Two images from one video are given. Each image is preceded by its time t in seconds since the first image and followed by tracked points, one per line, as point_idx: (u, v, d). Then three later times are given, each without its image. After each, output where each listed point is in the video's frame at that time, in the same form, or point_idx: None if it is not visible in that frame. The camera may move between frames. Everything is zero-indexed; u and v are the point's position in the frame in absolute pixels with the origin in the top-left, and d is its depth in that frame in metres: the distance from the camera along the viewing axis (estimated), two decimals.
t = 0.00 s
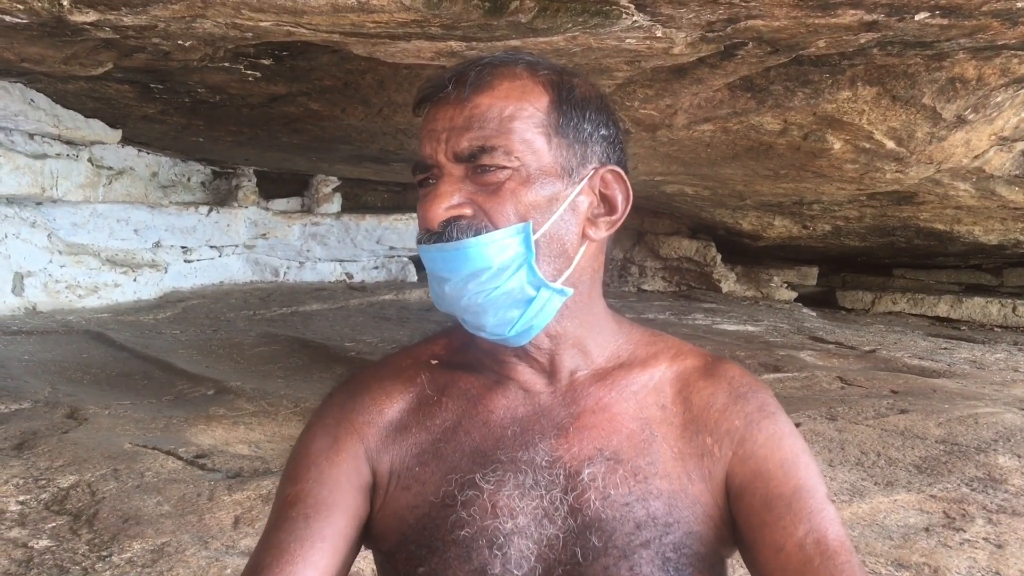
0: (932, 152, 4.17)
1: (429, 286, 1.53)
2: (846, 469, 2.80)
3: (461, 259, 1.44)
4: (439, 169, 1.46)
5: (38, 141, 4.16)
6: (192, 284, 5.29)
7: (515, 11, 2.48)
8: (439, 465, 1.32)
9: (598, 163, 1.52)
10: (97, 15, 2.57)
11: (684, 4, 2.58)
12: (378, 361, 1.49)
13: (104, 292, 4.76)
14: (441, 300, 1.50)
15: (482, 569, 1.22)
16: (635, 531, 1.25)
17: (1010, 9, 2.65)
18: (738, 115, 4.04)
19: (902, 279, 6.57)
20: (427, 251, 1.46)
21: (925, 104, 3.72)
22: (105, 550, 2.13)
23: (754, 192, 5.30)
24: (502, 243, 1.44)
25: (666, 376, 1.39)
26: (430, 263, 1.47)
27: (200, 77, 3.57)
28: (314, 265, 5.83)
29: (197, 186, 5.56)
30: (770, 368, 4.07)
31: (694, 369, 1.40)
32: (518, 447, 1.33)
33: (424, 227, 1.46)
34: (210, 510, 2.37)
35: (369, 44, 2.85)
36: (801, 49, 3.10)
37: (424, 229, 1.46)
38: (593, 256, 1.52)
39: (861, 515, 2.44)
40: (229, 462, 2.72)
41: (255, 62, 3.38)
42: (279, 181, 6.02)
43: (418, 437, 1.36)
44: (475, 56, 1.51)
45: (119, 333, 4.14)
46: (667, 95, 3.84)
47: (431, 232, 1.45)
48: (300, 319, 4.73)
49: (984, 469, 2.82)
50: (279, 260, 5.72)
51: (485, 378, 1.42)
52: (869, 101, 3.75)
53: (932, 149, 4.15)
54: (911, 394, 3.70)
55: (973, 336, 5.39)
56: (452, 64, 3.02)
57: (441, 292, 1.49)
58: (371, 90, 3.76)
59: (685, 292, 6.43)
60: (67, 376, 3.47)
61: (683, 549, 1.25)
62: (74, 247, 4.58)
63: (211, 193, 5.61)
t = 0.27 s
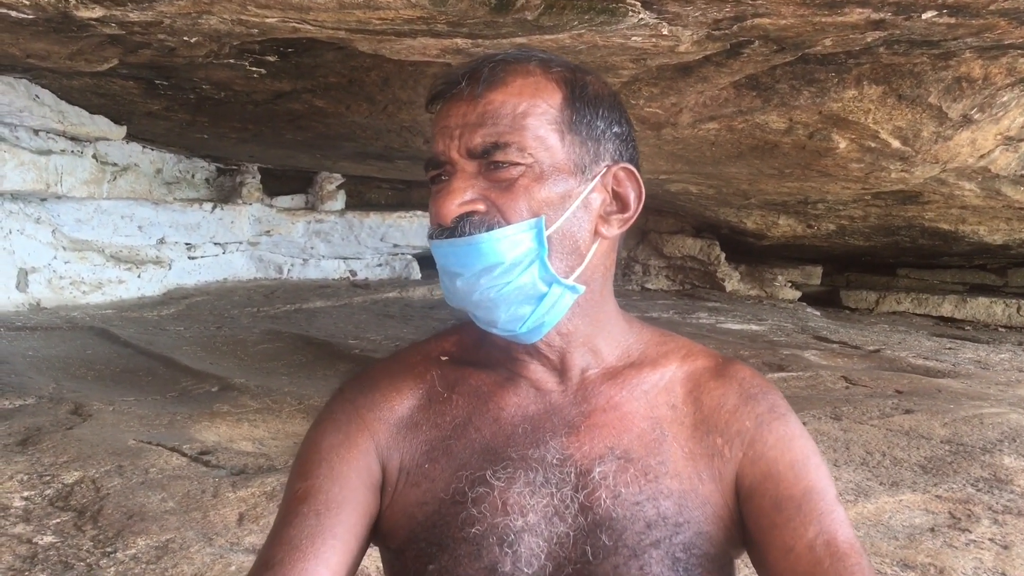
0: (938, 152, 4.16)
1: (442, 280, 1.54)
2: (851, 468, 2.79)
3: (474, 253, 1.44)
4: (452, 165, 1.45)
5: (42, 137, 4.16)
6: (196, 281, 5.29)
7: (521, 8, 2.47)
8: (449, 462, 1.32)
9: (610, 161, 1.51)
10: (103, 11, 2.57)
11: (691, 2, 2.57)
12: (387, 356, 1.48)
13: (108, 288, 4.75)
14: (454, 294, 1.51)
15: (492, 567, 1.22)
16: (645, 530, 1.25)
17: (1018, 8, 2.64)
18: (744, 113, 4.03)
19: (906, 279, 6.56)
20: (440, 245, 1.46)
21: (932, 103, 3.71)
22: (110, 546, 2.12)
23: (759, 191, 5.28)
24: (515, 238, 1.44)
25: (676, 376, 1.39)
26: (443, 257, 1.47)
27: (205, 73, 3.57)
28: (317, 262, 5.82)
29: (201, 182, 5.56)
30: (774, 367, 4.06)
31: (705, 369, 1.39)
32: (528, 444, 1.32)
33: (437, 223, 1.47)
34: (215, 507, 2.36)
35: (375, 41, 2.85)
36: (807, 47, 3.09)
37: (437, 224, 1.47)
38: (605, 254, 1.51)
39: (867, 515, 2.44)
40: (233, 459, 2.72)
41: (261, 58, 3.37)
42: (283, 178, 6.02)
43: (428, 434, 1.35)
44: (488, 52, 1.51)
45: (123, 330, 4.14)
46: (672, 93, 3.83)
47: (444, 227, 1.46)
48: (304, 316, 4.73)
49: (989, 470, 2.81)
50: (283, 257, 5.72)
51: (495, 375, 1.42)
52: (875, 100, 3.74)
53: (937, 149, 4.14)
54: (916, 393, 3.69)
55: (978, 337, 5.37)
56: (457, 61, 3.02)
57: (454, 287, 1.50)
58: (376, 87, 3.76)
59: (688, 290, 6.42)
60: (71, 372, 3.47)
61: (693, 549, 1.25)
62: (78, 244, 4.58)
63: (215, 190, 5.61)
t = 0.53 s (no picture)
0: (942, 150, 4.16)
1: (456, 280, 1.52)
2: (855, 467, 2.79)
3: (490, 253, 1.42)
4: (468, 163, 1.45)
5: (47, 133, 4.16)
6: (200, 277, 5.29)
7: (526, 6, 2.46)
8: (460, 457, 1.32)
9: (626, 158, 1.51)
10: (109, 6, 2.57)
11: None
12: (398, 351, 1.48)
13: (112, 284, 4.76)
14: (468, 294, 1.50)
15: (504, 562, 1.22)
16: (656, 527, 1.25)
17: None
18: (748, 112, 4.03)
19: (910, 278, 6.55)
20: (455, 244, 1.45)
21: (936, 102, 3.71)
22: (115, 542, 2.13)
23: (763, 189, 5.28)
24: (532, 237, 1.43)
25: (688, 373, 1.39)
26: (459, 256, 1.46)
27: (210, 70, 3.57)
28: (321, 259, 5.82)
29: (205, 179, 5.56)
30: (778, 365, 4.06)
31: (717, 367, 1.39)
32: (540, 439, 1.32)
33: (453, 221, 1.45)
34: (219, 503, 2.37)
35: (380, 38, 2.84)
36: (812, 45, 3.09)
37: (453, 222, 1.45)
38: (619, 252, 1.51)
39: (871, 513, 2.44)
40: (238, 455, 2.72)
41: (266, 55, 3.37)
42: (287, 175, 6.02)
43: (439, 430, 1.35)
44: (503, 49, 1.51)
45: (126, 326, 4.14)
46: (676, 91, 3.83)
47: (459, 225, 1.45)
48: (307, 313, 4.73)
49: (993, 469, 2.81)
50: (286, 254, 5.72)
51: (508, 370, 1.42)
52: (880, 98, 3.74)
53: (942, 148, 4.13)
54: (920, 392, 3.69)
55: (981, 336, 5.37)
56: (462, 58, 3.02)
57: (469, 287, 1.48)
58: (381, 84, 3.76)
59: (692, 288, 6.42)
60: (75, 367, 3.48)
61: (704, 546, 1.25)
62: (82, 240, 4.59)
63: (219, 186, 5.61)
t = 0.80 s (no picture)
0: (944, 150, 4.15)
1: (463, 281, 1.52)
2: (857, 466, 2.79)
3: (494, 255, 1.42)
4: (471, 161, 1.44)
5: (48, 133, 4.16)
6: (201, 278, 5.29)
7: (528, 5, 2.46)
8: (462, 452, 1.32)
9: (629, 154, 1.51)
10: (109, 5, 2.56)
11: None
12: (399, 348, 1.47)
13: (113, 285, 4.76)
14: (475, 295, 1.49)
15: (506, 558, 1.21)
16: (659, 522, 1.24)
17: None
18: (749, 111, 4.03)
19: (911, 278, 6.54)
20: (460, 246, 1.44)
21: (938, 101, 3.70)
22: (116, 541, 2.12)
23: (764, 189, 5.27)
24: (536, 237, 1.42)
25: (692, 370, 1.38)
26: (463, 259, 1.45)
27: (211, 70, 3.57)
28: (322, 260, 5.82)
29: (206, 179, 5.56)
30: (779, 365, 4.05)
31: (720, 363, 1.39)
32: (543, 435, 1.32)
33: (457, 220, 1.44)
34: (220, 502, 2.36)
35: (381, 37, 2.84)
36: (814, 44, 3.08)
37: (457, 222, 1.44)
38: (623, 249, 1.51)
39: (874, 513, 2.43)
40: (239, 455, 2.72)
41: (267, 55, 3.37)
42: (288, 175, 6.02)
43: (441, 426, 1.35)
44: (504, 46, 1.50)
45: (127, 326, 4.14)
46: (678, 91, 3.83)
47: (463, 224, 1.43)
48: (308, 313, 4.73)
49: (996, 468, 2.80)
50: (287, 254, 5.72)
51: (511, 366, 1.42)
52: (881, 98, 3.74)
53: (944, 147, 4.12)
54: (922, 392, 3.68)
55: (983, 336, 5.36)
56: (463, 57, 3.01)
57: (475, 288, 1.48)
58: (382, 84, 3.76)
59: (693, 289, 6.41)
60: (76, 367, 3.48)
61: (707, 543, 1.24)
62: (83, 240, 4.59)
63: (220, 187, 5.61)
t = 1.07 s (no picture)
0: (943, 155, 4.16)
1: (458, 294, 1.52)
2: (857, 472, 2.79)
3: (489, 266, 1.43)
4: (464, 175, 1.45)
5: (48, 142, 4.18)
6: (202, 285, 5.30)
7: (526, 13, 2.48)
8: (458, 463, 1.32)
9: (621, 166, 1.51)
10: (109, 17, 2.58)
11: (695, 6, 2.57)
12: (396, 359, 1.48)
13: (114, 293, 4.77)
14: (469, 308, 1.49)
15: (502, 568, 1.22)
16: (654, 532, 1.25)
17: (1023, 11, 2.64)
18: (748, 117, 4.04)
19: (912, 282, 6.54)
20: (455, 258, 1.45)
21: (936, 106, 3.71)
22: (117, 552, 2.13)
23: (764, 194, 5.28)
24: (530, 249, 1.43)
25: (686, 380, 1.39)
26: (458, 271, 1.46)
27: (210, 79, 3.58)
28: (322, 267, 5.83)
29: (206, 187, 5.57)
30: (779, 371, 4.06)
31: (715, 373, 1.39)
32: (538, 445, 1.32)
33: (451, 234, 1.45)
34: (221, 512, 2.37)
35: (380, 47, 2.85)
36: (812, 51, 3.09)
37: (451, 235, 1.45)
38: (616, 260, 1.52)
39: (873, 519, 2.43)
40: (239, 464, 2.72)
41: (266, 64, 3.38)
42: (288, 183, 6.03)
43: (438, 438, 1.35)
44: (496, 61, 1.51)
45: (128, 334, 4.15)
46: (676, 97, 3.84)
47: (457, 238, 1.45)
48: (309, 321, 4.74)
49: (996, 474, 2.80)
50: (288, 261, 5.73)
51: (506, 377, 1.42)
52: (879, 103, 3.74)
53: (942, 152, 4.13)
54: (922, 397, 3.68)
55: (983, 339, 5.36)
56: (462, 66, 3.02)
57: (470, 301, 1.48)
58: (381, 92, 3.77)
59: (693, 294, 6.42)
60: (77, 377, 3.48)
61: (702, 552, 1.25)
62: (84, 249, 4.60)
63: (221, 195, 5.62)
